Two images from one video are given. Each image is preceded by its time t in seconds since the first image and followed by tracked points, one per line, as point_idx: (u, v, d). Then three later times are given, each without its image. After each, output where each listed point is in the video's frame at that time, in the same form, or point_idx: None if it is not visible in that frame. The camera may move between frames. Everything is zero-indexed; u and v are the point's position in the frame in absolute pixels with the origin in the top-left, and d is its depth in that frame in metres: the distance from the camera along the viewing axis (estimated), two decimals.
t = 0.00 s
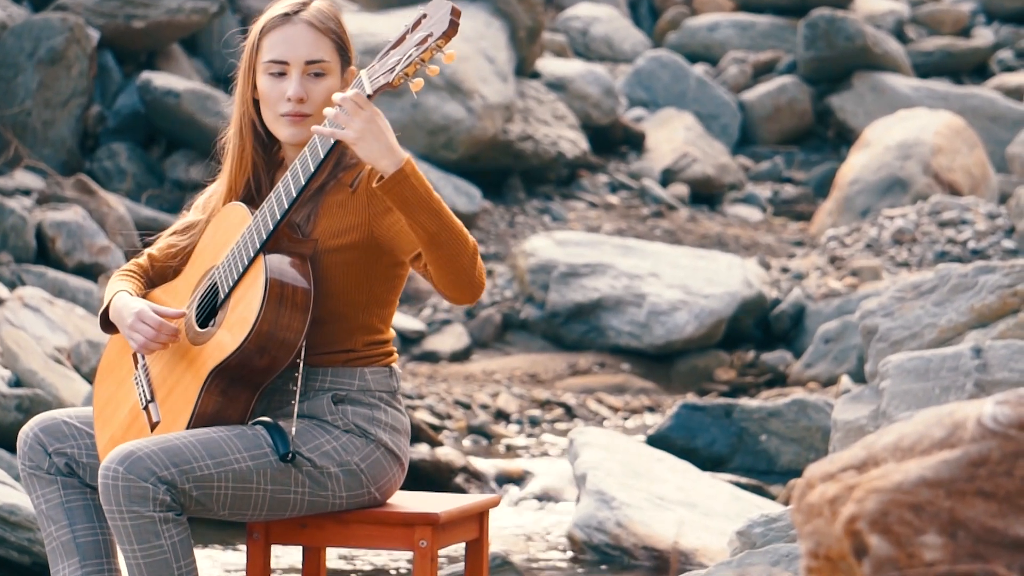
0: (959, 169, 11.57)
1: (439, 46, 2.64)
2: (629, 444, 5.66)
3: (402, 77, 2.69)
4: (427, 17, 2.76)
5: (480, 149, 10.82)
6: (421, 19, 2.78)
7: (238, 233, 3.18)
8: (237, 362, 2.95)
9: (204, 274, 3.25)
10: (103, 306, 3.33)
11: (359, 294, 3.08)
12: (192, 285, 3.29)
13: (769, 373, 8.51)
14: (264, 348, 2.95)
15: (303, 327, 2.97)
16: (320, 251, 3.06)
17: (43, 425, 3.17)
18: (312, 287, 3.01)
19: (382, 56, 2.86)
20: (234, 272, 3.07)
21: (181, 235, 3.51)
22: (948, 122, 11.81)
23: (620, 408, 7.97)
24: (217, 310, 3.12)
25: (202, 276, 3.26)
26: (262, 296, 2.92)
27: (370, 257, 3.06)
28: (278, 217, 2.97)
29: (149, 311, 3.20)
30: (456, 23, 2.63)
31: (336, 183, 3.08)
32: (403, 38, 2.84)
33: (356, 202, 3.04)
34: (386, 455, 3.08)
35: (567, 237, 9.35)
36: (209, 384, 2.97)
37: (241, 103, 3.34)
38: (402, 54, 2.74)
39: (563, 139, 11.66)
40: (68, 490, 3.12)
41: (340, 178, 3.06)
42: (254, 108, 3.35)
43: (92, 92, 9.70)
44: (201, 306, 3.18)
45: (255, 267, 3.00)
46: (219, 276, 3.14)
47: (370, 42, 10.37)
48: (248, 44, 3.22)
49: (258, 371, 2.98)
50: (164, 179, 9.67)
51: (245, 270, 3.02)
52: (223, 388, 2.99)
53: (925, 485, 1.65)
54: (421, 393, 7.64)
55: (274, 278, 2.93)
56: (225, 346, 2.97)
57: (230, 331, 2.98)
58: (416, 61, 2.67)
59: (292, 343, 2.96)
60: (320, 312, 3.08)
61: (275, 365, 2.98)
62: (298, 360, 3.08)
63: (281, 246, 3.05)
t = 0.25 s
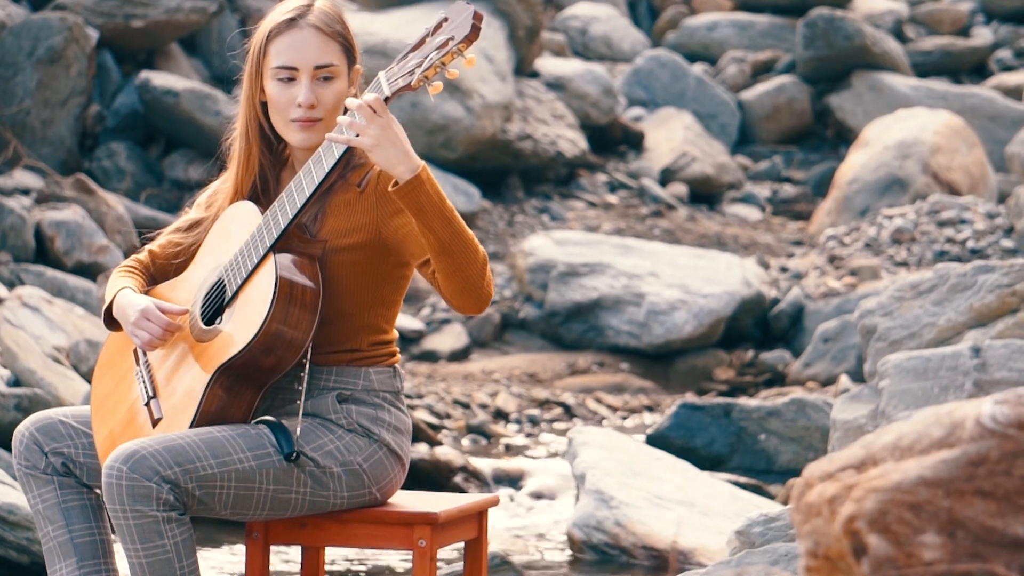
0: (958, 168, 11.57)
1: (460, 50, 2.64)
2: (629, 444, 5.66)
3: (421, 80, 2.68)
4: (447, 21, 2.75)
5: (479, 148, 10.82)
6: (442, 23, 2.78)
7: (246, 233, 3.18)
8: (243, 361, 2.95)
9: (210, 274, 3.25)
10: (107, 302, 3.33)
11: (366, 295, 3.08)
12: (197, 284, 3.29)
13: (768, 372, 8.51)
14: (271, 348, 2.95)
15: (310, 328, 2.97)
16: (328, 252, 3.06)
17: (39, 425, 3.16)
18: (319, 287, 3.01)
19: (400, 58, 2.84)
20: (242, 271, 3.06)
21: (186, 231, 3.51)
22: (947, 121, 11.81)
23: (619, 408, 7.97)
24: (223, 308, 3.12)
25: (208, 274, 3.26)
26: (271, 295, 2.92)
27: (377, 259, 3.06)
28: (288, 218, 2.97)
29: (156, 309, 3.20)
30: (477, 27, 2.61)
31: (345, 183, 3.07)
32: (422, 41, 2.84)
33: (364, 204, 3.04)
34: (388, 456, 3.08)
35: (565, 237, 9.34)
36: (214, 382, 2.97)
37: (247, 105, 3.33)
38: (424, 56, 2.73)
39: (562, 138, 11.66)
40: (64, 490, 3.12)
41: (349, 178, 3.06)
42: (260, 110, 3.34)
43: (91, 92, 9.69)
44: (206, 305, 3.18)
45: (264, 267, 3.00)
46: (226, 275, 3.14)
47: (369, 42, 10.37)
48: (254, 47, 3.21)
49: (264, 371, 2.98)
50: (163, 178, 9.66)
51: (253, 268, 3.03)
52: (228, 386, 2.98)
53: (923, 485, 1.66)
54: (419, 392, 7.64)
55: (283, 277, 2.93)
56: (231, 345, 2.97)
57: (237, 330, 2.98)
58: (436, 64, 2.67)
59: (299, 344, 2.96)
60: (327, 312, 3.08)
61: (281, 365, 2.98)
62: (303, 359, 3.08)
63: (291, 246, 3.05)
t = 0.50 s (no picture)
0: (956, 168, 11.57)
1: (468, 54, 2.67)
2: (629, 443, 5.67)
3: (428, 84, 2.69)
4: (456, 25, 2.76)
5: (478, 148, 10.82)
6: (450, 27, 2.78)
7: (247, 234, 3.18)
8: (243, 361, 2.95)
9: (210, 274, 3.25)
10: (107, 300, 3.33)
11: (366, 296, 3.08)
12: (198, 283, 3.29)
13: (767, 371, 8.52)
14: (271, 348, 2.95)
15: (311, 328, 2.97)
16: (330, 253, 3.06)
17: (37, 424, 3.16)
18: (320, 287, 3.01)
19: (406, 62, 2.83)
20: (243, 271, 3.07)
21: (185, 230, 3.51)
22: (946, 120, 11.80)
23: (618, 407, 7.97)
24: (224, 307, 3.12)
25: (208, 273, 3.26)
26: (273, 296, 2.93)
27: (377, 260, 3.07)
28: (291, 219, 2.97)
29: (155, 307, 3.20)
30: (485, 31, 2.64)
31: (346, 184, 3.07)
32: (428, 45, 2.83)
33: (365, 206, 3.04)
34: (387, 455, 3.08)
35: (564, 236, 9.34)
36: (214, 381, 2.97)
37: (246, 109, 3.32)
38: (429, 60, 2.73)
39: (561, 137, 11.66)
40: (62, 490, 3.12)
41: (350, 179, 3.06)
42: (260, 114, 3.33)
43: (90, 91, 9.69)
44: (207, 304, 3.18)
45: (266, 267, 3.00)
46: (228, 275, 3.14)
47: (368, 41, 10.37)
48: (253, 54, 3.19)
49: (264, 371, 2.99)
50: (162, 177, 9.66)
51: (255, 268, 3.03)
52: (228, 385, 2.98)
53: (923, 485, 1.66)
54: (418, 392, 7.64)
55: (285, 277, 2.94)
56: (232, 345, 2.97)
57: (238, 329, 2.98)
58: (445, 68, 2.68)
59: (300, 344, 2.96)
60: (327, 313, 3.08)
61: (281, 364, 2.98)
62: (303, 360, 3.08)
63: (293, 247, 3.05)
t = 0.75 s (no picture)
0: (955, 167, 11.57)
1: (462, 54, 2.65)
2: (628, 443, 5.67)
3: (423, 83, 2.68)
4: (451, 24, 2.74)
5: (477, 147, 10.82)
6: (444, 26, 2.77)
7: (244, 235, 3.18)
8: (240, 360, 2.95)
9: (207, 275, 3.26)
10: (105, 299, 3.33)
11: (362, 296, 3.08)
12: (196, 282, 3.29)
13: (765, 371, 8.52)
14: (268, 347, 2.95)
15: (308, 327, 2.97)
16: (327, 253, 3.06)
17: (37, 424, 3.16)
18: (317, 287, 3.01)
19: (401, 61, 2.83)
20: (240, 271, 3.07)
21: (182, 232, 3.51)
22: (945, 119, 11.80)
23: (617, 406, 7.98)
24: (222, 306, 3.12)
25: (205, 274, 3.26)
26: (270, 295, 2.93)
27: (373, 260, 3.07)
28: (288, 218, 2.97)
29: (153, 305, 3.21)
30: (480, 32, 2.62)
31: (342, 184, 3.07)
32: (424, 44, 2.82)
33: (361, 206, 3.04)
34: (385, 455, 3.08)
35: (563, 236, 9.34)
36: (211, 380, 2.97)
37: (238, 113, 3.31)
38: (423, 60, 2.73)
39: (560, 137, 11.66)
40: (62, 489, 3.12)
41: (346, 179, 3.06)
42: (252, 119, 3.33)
43: (89, 90, 9.70)
44: (204, 303, 3.18)
45: (263, 266, 3.00)
46: (225, 275, 3.14)
47: (366, 40, 10.38)
48: (244, 61, 3.18)
49: (262, 370, 2.99)
50: (161, 177, 9.66)
51: (252, 268, 3.03)
52: (225, 384, 2.98)
53: (921, 484, 1.67)
54: (417, 391, 7.64)
55: (281, 277, 2.94)
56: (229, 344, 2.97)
57: (235, 329, 2.98)
58: (439, 68, 2.67)
59: (297, 343, 2.97)
60: (324, 313, 3.08)
61: (278, 363, 2.98)
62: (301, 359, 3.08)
63: (290, 246, 3.04)
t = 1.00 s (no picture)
0: (954, 166, 11.57)
1: (456, 50, 2.65)
2: (627, 442, 5.67)
3: (417, 80, 2.69)
4: (444, 21, 2.74)
5: (476, 147, 10.82)
6: (438, 23, 2.77)
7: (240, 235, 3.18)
8: (237, 360, 2.95)
9: (203, 276, 3.26)
10: (102, 299, 3.33)
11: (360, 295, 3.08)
12: (192, 284, 3.29)
13: (764, 370, 8.53)
14: (265, 346, 2.95)
15: (305, 326, 2.97)
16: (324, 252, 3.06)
17: (37, 424, 3.16)
18: (314, 286, 3.01)
19: (396, 58, 2.84)
20: (237, 271, 3.07)
21: (177, 234, 3.51)
22: (944, 119, 11.80)
23: (616, 406, 7.98)
24: (218, 306, 3.12)
25: (202, 275, 3.26)
26: (267, 294, 2.93)
27: (370, 259, 3.06)
28: (284, 217, 2.97)
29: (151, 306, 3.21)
30: (474, 28, 2.62)
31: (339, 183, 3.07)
32: (418, 41, 2.83)
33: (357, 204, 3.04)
34: (384, 454, 3.08)
35: (562, 235, 9.34)
36: (209, 380, 2.97)
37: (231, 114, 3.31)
38: (418, 58, 2.73)
39: (559, 136, 11.66)
40: (61, 488, 3.12)
41: (342, 177, 3.06)
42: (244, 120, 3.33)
43: (87, 89, 9.69)
44: (201, 304, 3.18)
45: (260, 266, 3.00)
46: (221, 275, 3.14)
47: (365, 40, 10.38)
48: (235, 62, 3.19)
49: (259, 369, 2.98)
50: (160, 176, 9.65)
51: (249, 268, 3.03)
52: (223, 384, 2.99)
53: (920, 484, 1.69)
54: (416, 390, 7.64)
55: (277, 276, 2.94)
56: (225, 343, 2.97)
57: (232, 328, 2.99)
58: (433, 65, 2.67)
59: (294, 342, 2.96)
60: (322, 312, 3.07)
61: (275, 363, 2.98)
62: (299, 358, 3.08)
63: (286, 244, 3.04)
